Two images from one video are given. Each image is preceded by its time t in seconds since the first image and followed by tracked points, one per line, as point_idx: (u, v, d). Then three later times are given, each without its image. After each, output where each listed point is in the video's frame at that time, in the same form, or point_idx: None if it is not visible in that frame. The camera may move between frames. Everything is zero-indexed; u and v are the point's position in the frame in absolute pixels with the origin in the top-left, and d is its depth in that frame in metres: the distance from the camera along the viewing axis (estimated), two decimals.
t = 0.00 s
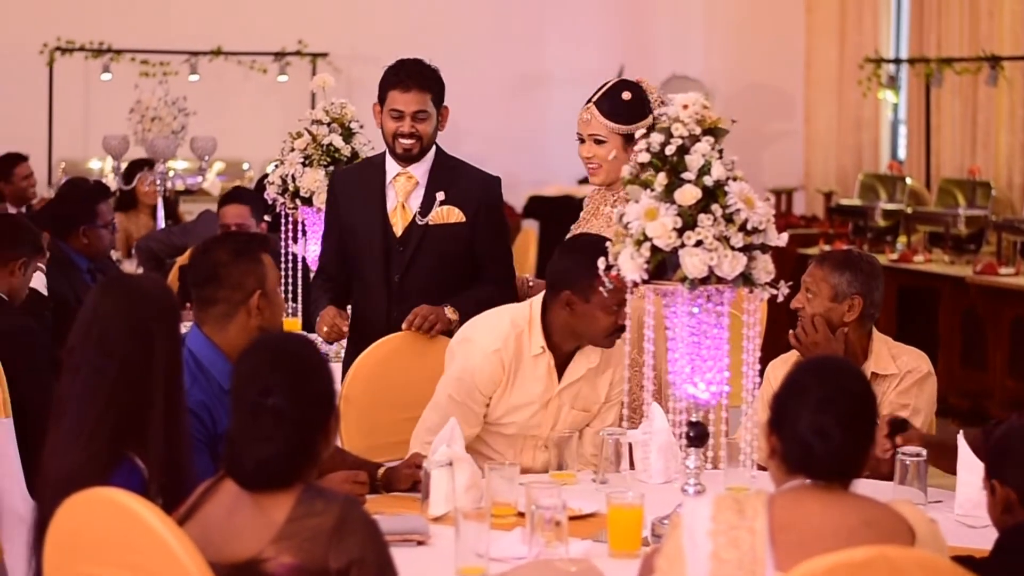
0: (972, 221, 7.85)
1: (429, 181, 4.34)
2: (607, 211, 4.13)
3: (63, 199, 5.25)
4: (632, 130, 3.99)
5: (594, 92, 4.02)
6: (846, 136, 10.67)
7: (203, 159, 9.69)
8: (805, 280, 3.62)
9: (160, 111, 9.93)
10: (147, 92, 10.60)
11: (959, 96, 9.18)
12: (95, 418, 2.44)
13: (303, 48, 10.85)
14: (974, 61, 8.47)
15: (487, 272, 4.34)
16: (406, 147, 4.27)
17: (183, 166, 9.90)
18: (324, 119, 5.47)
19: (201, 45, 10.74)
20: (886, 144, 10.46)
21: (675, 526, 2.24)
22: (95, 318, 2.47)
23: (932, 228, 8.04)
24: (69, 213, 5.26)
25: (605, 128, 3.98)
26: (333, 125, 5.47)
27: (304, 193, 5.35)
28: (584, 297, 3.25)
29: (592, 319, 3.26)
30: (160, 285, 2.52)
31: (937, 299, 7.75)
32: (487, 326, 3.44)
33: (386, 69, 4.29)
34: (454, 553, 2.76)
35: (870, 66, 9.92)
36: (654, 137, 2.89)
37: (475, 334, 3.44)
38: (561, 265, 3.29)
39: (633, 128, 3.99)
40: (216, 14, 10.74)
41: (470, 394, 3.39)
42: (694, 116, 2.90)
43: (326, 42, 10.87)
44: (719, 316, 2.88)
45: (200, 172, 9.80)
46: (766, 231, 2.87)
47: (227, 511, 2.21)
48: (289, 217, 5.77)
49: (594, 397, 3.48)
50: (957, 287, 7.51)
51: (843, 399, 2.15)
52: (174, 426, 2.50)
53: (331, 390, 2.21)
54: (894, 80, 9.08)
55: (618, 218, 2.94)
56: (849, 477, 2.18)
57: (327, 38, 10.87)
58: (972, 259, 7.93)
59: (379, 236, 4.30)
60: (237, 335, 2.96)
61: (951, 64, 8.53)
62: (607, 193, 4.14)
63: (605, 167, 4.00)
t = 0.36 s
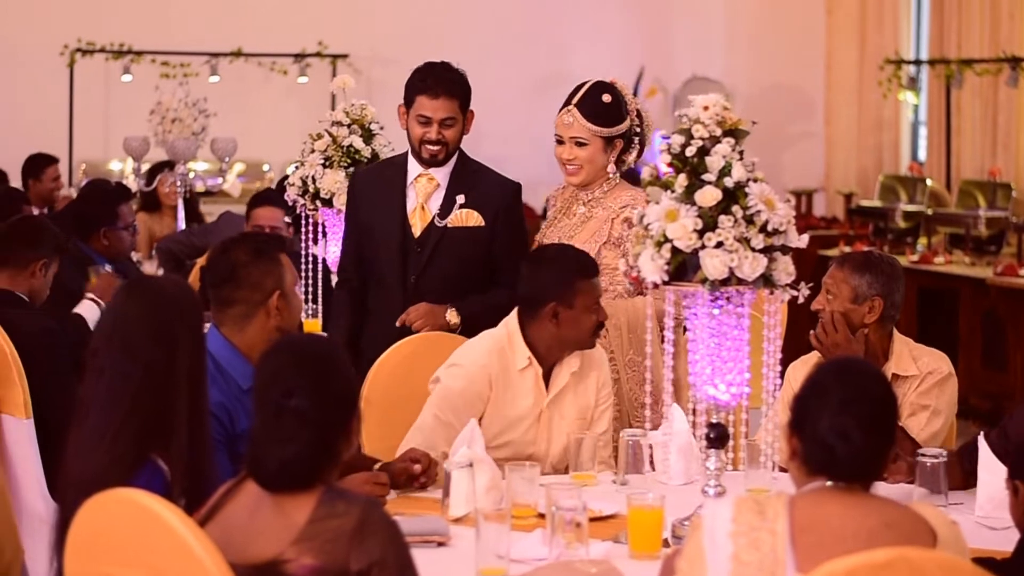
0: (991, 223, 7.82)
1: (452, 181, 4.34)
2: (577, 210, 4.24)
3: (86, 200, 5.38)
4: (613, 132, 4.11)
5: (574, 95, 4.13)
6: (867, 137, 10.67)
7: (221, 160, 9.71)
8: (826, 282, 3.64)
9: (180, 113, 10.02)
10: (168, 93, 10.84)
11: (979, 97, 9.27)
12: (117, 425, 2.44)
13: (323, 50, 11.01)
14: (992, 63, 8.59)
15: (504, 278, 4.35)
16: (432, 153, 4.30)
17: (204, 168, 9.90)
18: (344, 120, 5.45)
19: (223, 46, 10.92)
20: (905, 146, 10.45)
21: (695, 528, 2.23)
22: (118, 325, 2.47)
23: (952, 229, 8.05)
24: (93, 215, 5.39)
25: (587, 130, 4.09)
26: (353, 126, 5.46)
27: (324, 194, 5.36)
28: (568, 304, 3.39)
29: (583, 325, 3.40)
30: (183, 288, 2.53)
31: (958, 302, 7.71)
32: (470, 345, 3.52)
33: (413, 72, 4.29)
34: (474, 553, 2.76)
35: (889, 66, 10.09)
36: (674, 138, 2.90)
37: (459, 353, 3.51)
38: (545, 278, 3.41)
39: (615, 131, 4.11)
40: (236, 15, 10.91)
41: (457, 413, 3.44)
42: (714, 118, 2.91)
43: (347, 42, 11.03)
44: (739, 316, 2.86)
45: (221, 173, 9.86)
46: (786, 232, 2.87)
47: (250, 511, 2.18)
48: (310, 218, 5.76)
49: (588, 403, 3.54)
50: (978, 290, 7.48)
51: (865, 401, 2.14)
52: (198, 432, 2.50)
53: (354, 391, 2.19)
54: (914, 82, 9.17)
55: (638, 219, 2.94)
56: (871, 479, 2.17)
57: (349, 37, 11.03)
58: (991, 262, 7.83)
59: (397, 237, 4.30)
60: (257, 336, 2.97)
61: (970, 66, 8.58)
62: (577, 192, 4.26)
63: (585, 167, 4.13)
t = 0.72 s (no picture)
0: None
1: (450, 186, 4.20)
2: (576, 216, 4.11)
3: (124, 199, 5.42)
4: (611, 136, 4.01)
5: (572, 98, 4.03)
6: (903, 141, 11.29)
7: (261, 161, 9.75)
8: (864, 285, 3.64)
9: (218, 113, 9.81)
10: (207, 94, 10.90)
11: (1020, 98, 9.87)
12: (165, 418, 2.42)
13: (361, 50, 11.11)
14: None
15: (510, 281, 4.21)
16: (426, 155, 4.15)
17: (242, 168, 9.91)
18: (382, 120, 5.45)
19: (260, 48, 11.00)
20: (942, 148, 11.09)
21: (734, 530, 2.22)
22: (158, 322, 2.47)
23: (991, 230, 8.19)
24: (132, 216, 5.43)
25: (586, 133, 3.99)
26: (392, 127, 5.44)
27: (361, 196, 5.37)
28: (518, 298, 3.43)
29: (534, 317, 3.44)
30: (225, 288, 2.51)
31: (995, 304, 7.68)
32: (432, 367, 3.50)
33: (408, 75, 4.15)
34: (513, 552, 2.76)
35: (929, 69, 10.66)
36: (714, 139, 2.90)
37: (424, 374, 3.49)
38: (490, 281, 3.44)
39: (614, 134, 4.01)
40: (277, 16, 11.02)
41: (433, 434, 3.40)
42: (754, 119, 2.90)
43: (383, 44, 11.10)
44: (779, 317, 2.86)
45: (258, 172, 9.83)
46: (826, 234, 2.86)
47: (289, 510, 2.16)
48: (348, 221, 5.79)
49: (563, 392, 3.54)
50: (1017, 293, 7.46)
51: (905, 404, 2.13)
52: (242, 429, 2.49)
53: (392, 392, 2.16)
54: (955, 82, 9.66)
55: (678, 219, 2.94)
56: (910, 481, 2.17)
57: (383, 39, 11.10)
58: None
59: (397, 242, 4.15)
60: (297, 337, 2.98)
61: (1009, 67, 8.81)
62: (574, 197, 4.12)
63: (584, 171, 4.02)
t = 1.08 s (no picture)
0: None
1: (404, 184, 3.85)
2: (571, 215, 4.03)
3: (165, 197, 5.46)
4: (611, 136, 3.91)
5: (570, 97, 3.93)
6: (942, 138, 11.27)
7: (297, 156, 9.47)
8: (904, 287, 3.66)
9: (258, 111, 9.61)
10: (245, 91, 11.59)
11: None
12: (202, 426, 2.30)
13: (401, 48, 11.77)
14: None
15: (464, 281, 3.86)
16: (381, 154, 3.79)
17: (280, 166, 10.10)
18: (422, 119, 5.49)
19: (302, 46, 11.71)
20: (984, 148, 11.24)
21: (775, 531, 2.20)
22: (186, 328, 2.35)
23: None
24: (172, 214, 5.46)
25: (586, 134, 3.89)
26: (432, 126, 5.49)
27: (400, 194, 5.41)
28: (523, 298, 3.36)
29: (540, 316, 3.38)
30: (249, 287, 2.38)
31: None
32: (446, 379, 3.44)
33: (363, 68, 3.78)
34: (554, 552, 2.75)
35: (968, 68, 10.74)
36: (755, 139, 2.93)
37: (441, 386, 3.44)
38: (491, 285, 3.38)
39: (614, 135, 3.91)
40: (317, 19, 11.74)
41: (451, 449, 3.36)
42: (796, 119, 2.93)
43: (425, 44, 11.80)
44: (819, 318, 2.87)
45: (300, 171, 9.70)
46: (867, 234, 2.87)
47: (328, 508, 2.09)
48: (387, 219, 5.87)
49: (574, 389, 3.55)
50: None
51: (946, 406, 2.13)
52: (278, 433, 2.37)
53: (434, 389, 2.11)
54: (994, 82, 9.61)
55: (720, 219, 2.97)
56: (951, 482, 2.16)
57: (427, 39, 11.79)
58: None
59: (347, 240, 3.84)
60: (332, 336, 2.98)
61: None
62: (569, 196, 4.05)
63: (583, 171, 3.93)
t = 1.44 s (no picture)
0: None
1: (369, 184, 3.71)
2: (552, 217, 4.06)
3: (185, 196, 5.48)
4: (591, 134, 3.95)
5: (549, 98, 3.95)
6: (964, 141, 11.36)
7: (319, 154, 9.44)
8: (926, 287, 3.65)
9: (278, 110, 9.94)
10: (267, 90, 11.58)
11: None
12: (228, 423, 2.29)
13: (421, 48, 11.74)
14: None
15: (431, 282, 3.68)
16: (349, 157, 3.64)
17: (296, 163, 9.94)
18: (443, 118, 5.73)
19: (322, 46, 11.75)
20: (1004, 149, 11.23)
21: (796, 529, 2.20)
22: (209, 328, 2.32)
23: None
24: (190, 210, 5.48)
25: (568, 133, 3.92)
26: (453, 125, 5.71)
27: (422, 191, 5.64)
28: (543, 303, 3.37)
29: (559, 319, 3.39)
30: (275, 284, 2.37)
31: None
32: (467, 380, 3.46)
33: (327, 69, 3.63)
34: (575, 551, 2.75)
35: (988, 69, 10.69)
36: (777, 139, 2.94)
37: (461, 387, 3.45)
38: (512, 290, 3.40)
39: (593, 133, 3.95)
40: (335, 18, 11.78)
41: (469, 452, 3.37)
42: (817, 118, 2.93)
43: (445, 43, 11.78)
44: (840, 318, 2.89)
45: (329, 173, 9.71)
46: (889, 233, 2.88)
47: (349, 508, 2.08)
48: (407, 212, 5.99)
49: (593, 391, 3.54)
50: None
51: (971, 404, 2.12)
52: (306, 433, 2.35)
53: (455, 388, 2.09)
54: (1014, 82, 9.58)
55: (741, 219, 2.98)
56: (975, 482, 2.15)
57: (445, 39, 11.78)
58: None
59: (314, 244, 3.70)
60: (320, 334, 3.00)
61: None
62: (548, 196, 4.07)
63: (567, 171, 3.96)
